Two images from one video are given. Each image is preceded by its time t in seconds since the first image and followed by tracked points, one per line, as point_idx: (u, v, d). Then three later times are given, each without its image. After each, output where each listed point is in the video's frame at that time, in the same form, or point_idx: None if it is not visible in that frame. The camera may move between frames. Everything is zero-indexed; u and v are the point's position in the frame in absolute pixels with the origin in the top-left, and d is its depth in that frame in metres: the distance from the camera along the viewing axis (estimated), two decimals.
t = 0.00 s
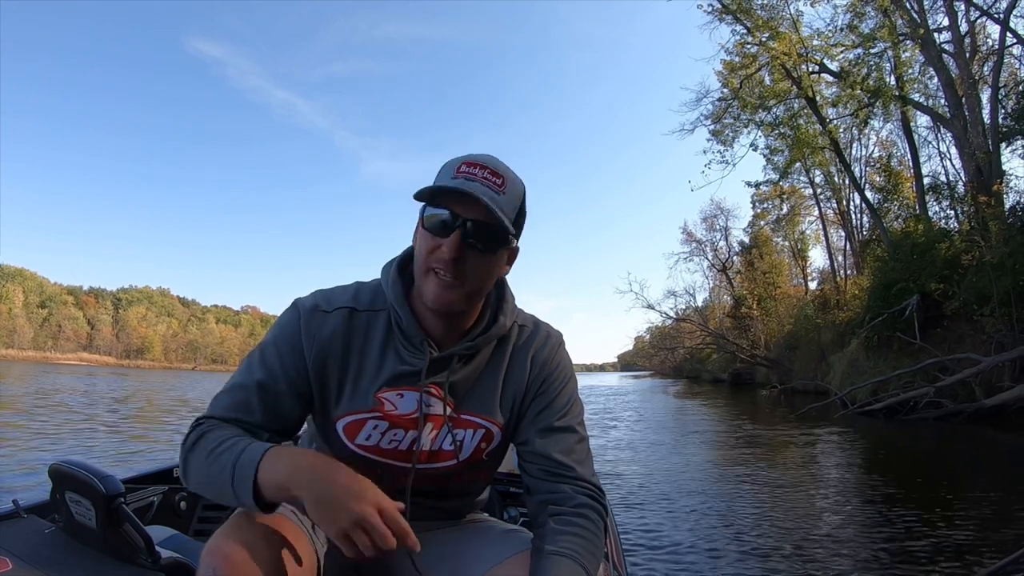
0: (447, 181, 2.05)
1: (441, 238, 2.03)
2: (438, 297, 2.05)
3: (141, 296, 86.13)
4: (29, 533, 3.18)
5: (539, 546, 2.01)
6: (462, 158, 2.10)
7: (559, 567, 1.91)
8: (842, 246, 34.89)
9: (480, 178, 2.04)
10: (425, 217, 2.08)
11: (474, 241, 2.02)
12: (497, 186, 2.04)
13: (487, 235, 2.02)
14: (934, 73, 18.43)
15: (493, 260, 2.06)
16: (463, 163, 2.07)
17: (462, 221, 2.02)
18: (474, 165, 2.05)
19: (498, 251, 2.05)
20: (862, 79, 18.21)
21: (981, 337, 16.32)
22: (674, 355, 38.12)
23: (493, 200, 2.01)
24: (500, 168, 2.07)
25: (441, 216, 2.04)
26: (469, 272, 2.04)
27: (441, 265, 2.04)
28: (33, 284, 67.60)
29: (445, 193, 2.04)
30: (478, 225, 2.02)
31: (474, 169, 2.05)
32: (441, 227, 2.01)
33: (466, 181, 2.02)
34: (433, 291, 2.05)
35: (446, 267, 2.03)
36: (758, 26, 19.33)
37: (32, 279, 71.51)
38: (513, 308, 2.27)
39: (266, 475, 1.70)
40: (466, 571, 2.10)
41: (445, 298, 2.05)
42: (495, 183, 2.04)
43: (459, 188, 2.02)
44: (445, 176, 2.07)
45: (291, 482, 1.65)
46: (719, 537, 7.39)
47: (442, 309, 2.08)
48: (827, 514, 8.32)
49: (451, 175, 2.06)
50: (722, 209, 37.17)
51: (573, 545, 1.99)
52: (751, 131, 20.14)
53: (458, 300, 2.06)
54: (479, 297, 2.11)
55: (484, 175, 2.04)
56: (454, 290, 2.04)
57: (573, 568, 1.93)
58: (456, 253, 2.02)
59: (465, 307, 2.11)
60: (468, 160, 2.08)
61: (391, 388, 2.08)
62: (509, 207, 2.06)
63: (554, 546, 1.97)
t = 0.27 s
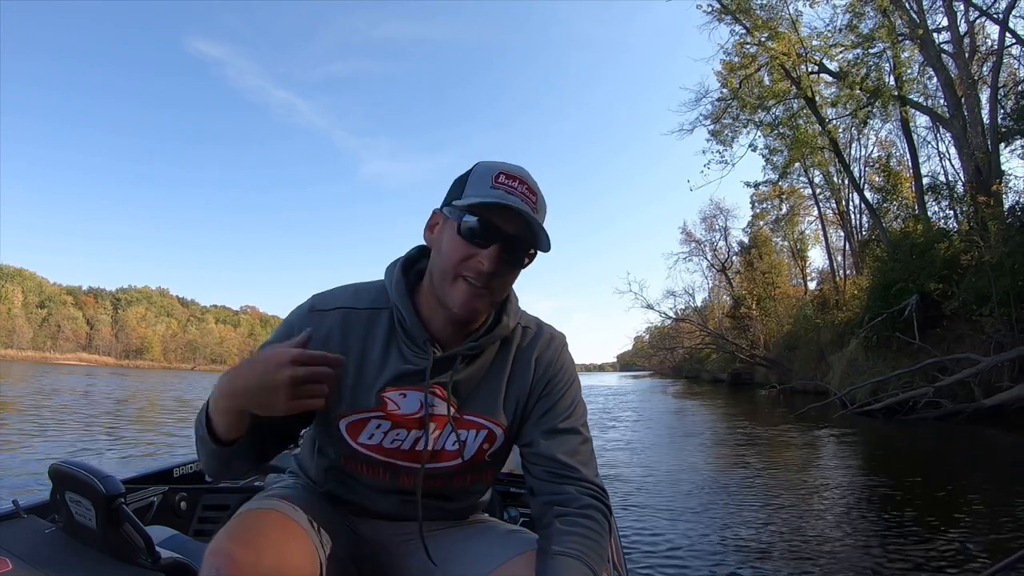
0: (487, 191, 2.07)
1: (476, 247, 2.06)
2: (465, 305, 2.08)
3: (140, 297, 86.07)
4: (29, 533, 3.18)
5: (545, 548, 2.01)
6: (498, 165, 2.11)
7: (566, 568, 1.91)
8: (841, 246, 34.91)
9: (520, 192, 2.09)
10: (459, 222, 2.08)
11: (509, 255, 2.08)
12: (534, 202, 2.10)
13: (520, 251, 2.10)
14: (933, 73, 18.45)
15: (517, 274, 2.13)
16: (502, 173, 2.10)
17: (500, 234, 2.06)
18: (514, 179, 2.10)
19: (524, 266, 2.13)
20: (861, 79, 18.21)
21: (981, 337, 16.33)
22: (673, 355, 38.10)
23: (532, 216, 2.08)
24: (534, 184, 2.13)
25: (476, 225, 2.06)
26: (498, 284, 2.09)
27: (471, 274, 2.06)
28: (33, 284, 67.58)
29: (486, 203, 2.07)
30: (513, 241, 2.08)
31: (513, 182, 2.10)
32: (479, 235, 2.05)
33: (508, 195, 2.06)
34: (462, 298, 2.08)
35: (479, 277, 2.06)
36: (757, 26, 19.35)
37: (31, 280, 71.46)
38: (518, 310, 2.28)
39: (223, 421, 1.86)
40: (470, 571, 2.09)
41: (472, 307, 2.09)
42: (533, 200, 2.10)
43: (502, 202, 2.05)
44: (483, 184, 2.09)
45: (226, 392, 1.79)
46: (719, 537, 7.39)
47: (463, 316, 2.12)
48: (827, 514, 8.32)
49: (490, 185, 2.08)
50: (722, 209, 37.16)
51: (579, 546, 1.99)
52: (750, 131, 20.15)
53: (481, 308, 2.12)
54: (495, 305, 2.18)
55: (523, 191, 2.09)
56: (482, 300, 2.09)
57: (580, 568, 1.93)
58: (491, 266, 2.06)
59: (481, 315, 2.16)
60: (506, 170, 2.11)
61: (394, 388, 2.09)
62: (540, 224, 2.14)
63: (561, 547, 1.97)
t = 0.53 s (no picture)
0: (495, 194, 2.07)
1: (484, 249, 2.05)
2: (471, 306, 2.09)
3: (140, 296, 86.02)
4: (28, 533, 3.18)
5: (545, 548, 2.01)
6: (506, 168, 2.11)
7: (566, 568, 1.91)
8: (840, 246, 34.93)
9: (527, 196, 2.09)
10: (467, 223, 2.07)
11: (515, 257, 2.07)
12: (541, 206, 2.10)
13: (527, 254, 2.09)
14: (932, 74, 18.46)
15: (523, 275, 2.13)
16: (510, 176, 2.09)
17: (507, 236, 2.06)
18: (521, 181, 2.09)
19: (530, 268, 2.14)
20: (860, 79, 18.21)
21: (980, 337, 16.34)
22: (673, 355, 38.12)
23: (539, 220, 2.08)
24: (542, 188, 2.13)
25: (484, 227, 2.05)
26: (505, 285, 2.09)
27: (478, 275, 2.06)
28: (31, 284, 67.54)
29: (495, 205, 2.06)
30: (521, 243, 2.08)
31: (520, 185, 2.09)
32: (488, 237, 2.04)
33: (516, 198, 2.06)
34: (468, 298, 2.08)
35: (485, 279, 2.06)
36: (756, 26, 19.36)
37: (30, 279, 71.39)
38: (521, 310, 2.29)
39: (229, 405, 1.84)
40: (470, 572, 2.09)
41: (477, 308, 2.09)
42: (540, 204, 2.10)
43: (511, 204, 2.05)
44: (491, 186, 2.08)
45: (236, 364, 1.76)
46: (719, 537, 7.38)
47: (468, 317, 2.12)
48: (826, 514, 8.32)
49: (498, 187, 2.08)
50: (721, 209, 37.17)
51: (580, 546, 1.98)
52: (749, 131, 20.17)
53: (486, 309, 2.12)
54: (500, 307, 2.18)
55: (531, 194, 2.09)
56: (487, 301, 2.09)
57: (580, 568, 1.93)
58: (499, 268, 2.05)
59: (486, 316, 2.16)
60: (514, 173, 2.10)
61: (396, 384, 2.09)
62: (547, 227, 2.13)
63: (561, 547, 1.97)
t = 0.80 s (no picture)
0: (492, 190, 2.08)
1: (483, 245, 2.05)
2: (471, 302, 2.08)
3: (139, 296, 85.97)
4: (29, 533, 3.18)
5: (545, 548, 2.01)
6: (503, 166, 2.13)
7: (566, 569, 1.91)
8: (840, 246, 34.96)
9: (524, 192, 2.09)
10: (466, 221, 2.07)
11: (515, 252, 2.08)
12: (538, 202, 2.11)
13: (526, 251, 2.10)
14: (931, 74, 18.48)
15: (523, 272, 2.13)
16: (507, 173, 2.11)
17: (506, 232, 2.06)
18: (518, 178, 2.10)
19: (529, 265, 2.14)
20: (859, 79, 18.20)
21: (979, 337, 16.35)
22: (672, 355, 38.13)
23: (536, 215, 2.09)
24: (538, 185, 2.14)
25: (483, 222, 2.06)
26: (504, 282, 2.09)
27: (477, 271, 2.06)
28: (30, 284, 67.48)
29: (492, 201, 2.07)
30: (520, 238, 2.08)
31: (517, 182, 2.10)
32: (487, 233, 2.04)
33: (513, 194, 2.07)
34: (467, 296, 2.08)
35: (484, 275, 2.06)
36: (755, 27, 19.37)
37: (29, 279, 71.28)
38: (521, 309, 2.29)
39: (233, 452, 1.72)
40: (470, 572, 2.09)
41: (477, 304, 2.09)
42: (536, 199, 2.11)
43: (508, 200, 2.06)
44: (488, 183, 2.09)
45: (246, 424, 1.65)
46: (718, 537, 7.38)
47: (468, 314, 2.12)
48: (826, 514, 8.32)
49: (495, 184, 2.09)
50: (721, 209, 37.18)
51: (580, 547, 1.98)
52: (748, 131, 20.17)
53: (487, 306, 2.11)
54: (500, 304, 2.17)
55: (527, 190, 2.10)
56: (487, 297, 2.09)
57: (580, 569, 1.93)
58: (498, 264, 2.05)
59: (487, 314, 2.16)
60: (511, 170, 2.12)
61: (397, 382, 2.10)
62: (544, 223, 2.14)
63: (561, 548, 1.97)
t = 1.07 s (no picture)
0: (483, 188, 2.08)
1: (473, 244, 2.05)
2: (462, 301, 2.09)
3: (139, 296, 85.93)
4: (28, 533, 3.18)
5: (544, 548, 2.01)
6: (495, 163, 2.12)
7: (566, 569, 1.91)
8: (839, 246, 34.98)
9: (514, 189, 2.09)
10: (456, 219, 2.08)
11: (506, 250, 2.08)
12: (530, 199, 2.11)
13: (517, 249, 2.10)
14: (930, 74, 18.49)
15: (515, 270, 2.13)
16: (498, 170, 2.11)
17: (496, 230, 2.07)
18: (509, 176, 2.10)
19: (522, 263, 2.13)
20: (859, 79, 18.21)
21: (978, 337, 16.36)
22: (671, 355, 38.14)
23: (527, 213, 2.08)
24: (531, 182, 2.14)
25: (473, 221, 2.06)
26: (496, 280, 2.09)
27: (468, 269, 2.07)
28: (30, 284, 67.46)
29: (482, 200, 2.07)
30: (510, 237, 2.08)
31: (508, 179, 2.10)
32: (476, 232, 2.05)
33: (503, 192, 2.07)
34: (458, 294, 2.09)
35: (475, 273, 2.06)
36: (754, 27, 19.37)
37: (28, 279, 71.22)
38: (519, 307, 2.29)
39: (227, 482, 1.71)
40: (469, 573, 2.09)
41: (469, 303, 2.09)
42: (528, 197, 2.11)
43: (497, 198, 2.06)
44: (479, 181, 2.09)
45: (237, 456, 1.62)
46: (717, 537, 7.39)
47: (460, 312, 2.12)
48: (825, 514, 8.32)
49: (486, 182, 2.09)
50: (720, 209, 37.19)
51: (579, 547, 1.98)
52: (748, 132, 20.18)
53: (479, 305, 2.12)
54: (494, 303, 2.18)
55: (518, 188, 2.09)
56: (479, 296, 2.09)
57: (579, 569, 1.93)
58: (488, 262, 2.06)
59: (482, 312, 2.16)
60: (503, 167, 2.11)
61: (396, 378, 2.10)
62: (537, 221, 2.14)
63: (560, 548, 1.97)
